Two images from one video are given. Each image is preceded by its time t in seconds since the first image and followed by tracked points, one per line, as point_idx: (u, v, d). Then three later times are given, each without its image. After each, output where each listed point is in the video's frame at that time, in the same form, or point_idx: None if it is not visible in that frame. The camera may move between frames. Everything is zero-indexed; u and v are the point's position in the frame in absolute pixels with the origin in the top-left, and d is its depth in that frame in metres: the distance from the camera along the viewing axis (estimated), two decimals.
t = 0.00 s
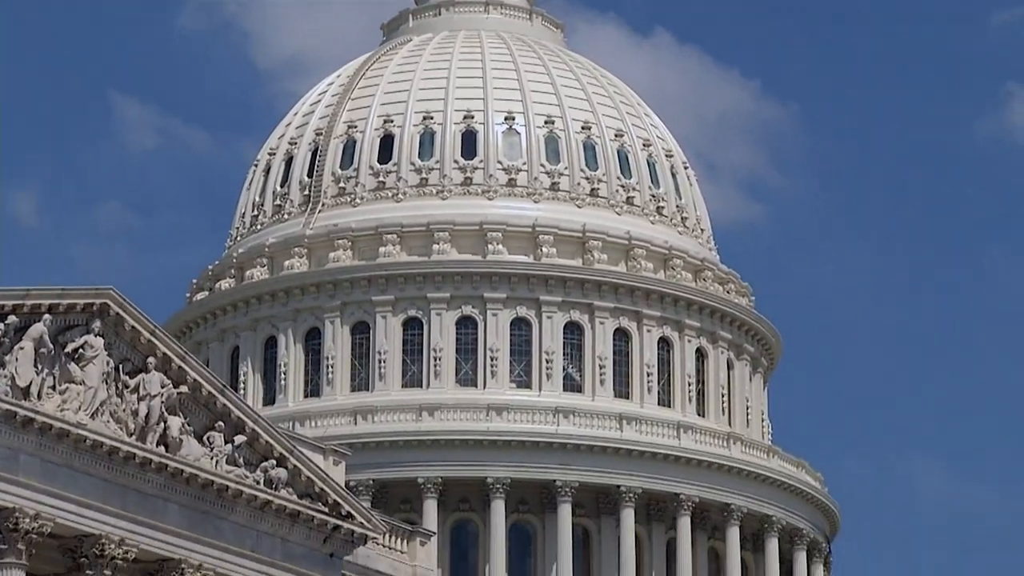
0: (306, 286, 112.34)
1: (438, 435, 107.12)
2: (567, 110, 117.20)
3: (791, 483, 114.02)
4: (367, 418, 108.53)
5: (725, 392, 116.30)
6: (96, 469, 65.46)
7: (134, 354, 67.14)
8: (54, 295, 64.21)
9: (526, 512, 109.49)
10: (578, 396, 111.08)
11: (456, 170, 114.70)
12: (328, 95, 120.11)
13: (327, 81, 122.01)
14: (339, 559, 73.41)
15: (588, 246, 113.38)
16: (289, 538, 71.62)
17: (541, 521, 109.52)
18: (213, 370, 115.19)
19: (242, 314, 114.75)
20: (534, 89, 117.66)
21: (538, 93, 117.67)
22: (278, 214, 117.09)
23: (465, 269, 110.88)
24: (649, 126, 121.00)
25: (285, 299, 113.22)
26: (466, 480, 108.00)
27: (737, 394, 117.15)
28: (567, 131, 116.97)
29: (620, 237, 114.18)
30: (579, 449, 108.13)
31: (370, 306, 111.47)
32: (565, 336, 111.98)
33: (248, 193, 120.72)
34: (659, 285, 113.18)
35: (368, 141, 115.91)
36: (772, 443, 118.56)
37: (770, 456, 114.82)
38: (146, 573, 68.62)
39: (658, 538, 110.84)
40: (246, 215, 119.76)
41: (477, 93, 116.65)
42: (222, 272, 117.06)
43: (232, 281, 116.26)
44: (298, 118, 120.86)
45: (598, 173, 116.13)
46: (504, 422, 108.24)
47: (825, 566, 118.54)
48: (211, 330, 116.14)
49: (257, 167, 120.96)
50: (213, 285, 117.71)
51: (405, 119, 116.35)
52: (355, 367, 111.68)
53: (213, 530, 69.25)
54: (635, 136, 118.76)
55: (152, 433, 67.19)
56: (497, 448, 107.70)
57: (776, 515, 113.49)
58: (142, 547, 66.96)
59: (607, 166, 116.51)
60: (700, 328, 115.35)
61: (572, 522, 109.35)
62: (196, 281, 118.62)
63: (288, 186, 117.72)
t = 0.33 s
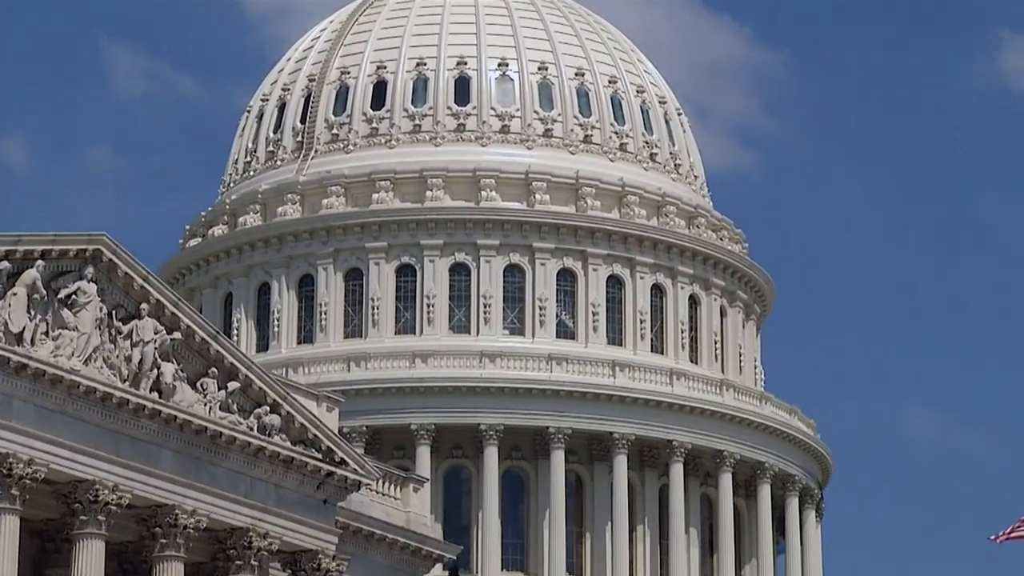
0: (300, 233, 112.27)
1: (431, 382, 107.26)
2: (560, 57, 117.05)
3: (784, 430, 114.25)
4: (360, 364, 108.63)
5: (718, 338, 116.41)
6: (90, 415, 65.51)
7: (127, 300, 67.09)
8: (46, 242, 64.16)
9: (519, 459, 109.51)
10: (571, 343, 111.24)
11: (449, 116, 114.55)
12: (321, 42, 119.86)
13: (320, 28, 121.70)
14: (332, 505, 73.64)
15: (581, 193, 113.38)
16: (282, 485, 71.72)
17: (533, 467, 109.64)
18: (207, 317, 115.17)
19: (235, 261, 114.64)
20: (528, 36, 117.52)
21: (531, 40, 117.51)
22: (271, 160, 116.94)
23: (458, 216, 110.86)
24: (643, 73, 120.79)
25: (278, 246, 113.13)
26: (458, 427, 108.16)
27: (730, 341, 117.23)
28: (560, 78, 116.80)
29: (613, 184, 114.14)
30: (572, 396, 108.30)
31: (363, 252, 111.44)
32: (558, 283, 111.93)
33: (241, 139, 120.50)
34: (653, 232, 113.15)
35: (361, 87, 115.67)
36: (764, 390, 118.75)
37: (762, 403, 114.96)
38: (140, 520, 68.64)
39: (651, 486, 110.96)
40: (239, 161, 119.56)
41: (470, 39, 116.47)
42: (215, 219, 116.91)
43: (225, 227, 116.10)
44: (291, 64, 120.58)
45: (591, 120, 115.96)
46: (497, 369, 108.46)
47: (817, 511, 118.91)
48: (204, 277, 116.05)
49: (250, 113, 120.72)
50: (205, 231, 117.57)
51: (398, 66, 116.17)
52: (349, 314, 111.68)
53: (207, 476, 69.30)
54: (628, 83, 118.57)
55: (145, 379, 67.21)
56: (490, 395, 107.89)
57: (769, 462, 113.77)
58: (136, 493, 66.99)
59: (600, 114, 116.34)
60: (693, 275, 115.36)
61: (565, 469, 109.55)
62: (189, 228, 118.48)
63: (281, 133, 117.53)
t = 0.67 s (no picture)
0: (295, 187, 112.18)
1: (427, 337, 107.43)
2: (556, 12, 117.04)
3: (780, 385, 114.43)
4: (356, 320, 108.74)
5: (713, 293, 116.47)
6: (86, 370, 65.57)
7: (122, 255, 67.06)
8: (41, 196, 64.14)
9: (514, 414, 109.83)
10: (566, 298, 111.25)
11: (445, 71, 114.35)
12: None
13: None
14: (328, 460, 73.72)
15: (577, 148, 113.35)
16: (278, 440, 71.84)
17: (529, 422, 109.82)
18: (202, 271, 115.16)
19: (231, 216, 114.52)
20: None
21: None
22: (266, 115, 116.80)
23: (454, 171, 110.85)
24: (639, 28, 120.58)
25: (274, 201, 113.04)
26: (454, 382, 108.28)
27: (725, 296, 117.30)
28: (556, 33, 116.74)
29: (609, 139, 114.07)
30: (568, 351, 108.46)
31: (359, 208, 111.32)
32: (554, 239, 111.89)
33: (236, 94, 120.30)
34: (649, 186, 113.12)
35: (356, 42, 115.41)
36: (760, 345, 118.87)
37: (758, 358, 115.13)
38: (136, 474, 68.75)
39: (646, 440, 111.28)
40: (234, 115, 119.36)
41: None
42: (211, 173, 116.81)
43: (220, 182, 116.01)
44: (286, 19, 120.35)
45: (587, 74, 115.75)
46: (492, 324, 108.62)
47: (812, 466, 119.18)
48: (199, 232, 115.96)
49: (245, 68, 120.50)
50: (201, 186, 117.51)
51: (393, 21, 116.10)
52: (344, 269, 111.62)
53: (203, 431, 69.40)
54: (624, 37, 118.40)
55: (141, 333, 67.26)
56: (486, 350, 108.01)
57: (764, 416, 113.94)
58: (132, 447, 67.07)
59: (596, 69, 116.11)
60: (689, 230, 115.32)
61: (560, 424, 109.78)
62: (185, 183, 118.40)
63: (276, 87, 117.29)
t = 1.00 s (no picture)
0: (287, 142, 112.01)
1: (419, 293, 107.49)
2: None
3: (771, 341, 114.53)
4: (348, 275, 108.71)
5: (705, 249, 116.49)
6: (77, 325, 65.58)
7: (114, 210, 66.93)
8: (33, 149, 64.18)
9: (506, 369, 109.93)
10: (558, 254, 111.22)
11: (437, 26, 114.28)
12: None
13: None
14: (320, 415, 73.78)
15: (569, 103, 113.20)
16: (271, 395, 71.93)
17: (521, 377, 110.00)
18: (194, 226, 115.08)
19: (223, 171, 114.38)
20: None
21: None
22: (257, 69, 116.56)
23: (447, 126, 110.68)
24: None
25: (265, 155, 112.89)
26: (446, 337, 108.47)
27: (717, 252, 117.36)
28: None
29: (601, 95, 113.90)
30: (560, 306, 108.54)
31: (350, 162, 111.23)
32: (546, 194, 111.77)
33: (227, 48, 120.05)
34: (641, 142, 113.02)
35: None
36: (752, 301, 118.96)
37: (749, 313, 115.23)
38: (129, 429, 68.81)
39: (638, 396, 111.36)
40: (226, 70, 119.07)
41: None
42: (202, 128, 116.58)
43: (212, 137, 115.77)
44: None
45: (580, 30, 115.61)
46: (484, 280, 108.64)
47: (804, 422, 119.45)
48: (191, 187, 115.81)
49: (237, 22, 120.21)
50: (192, 140, 117.33)
51: None
52: (336, 224, 111.55)
53: (195, 386, 69.47)
54: None
55: (133, 289, 67.23)
56: (478, 305, 108.27)
57: (755, 371, 114.13)
58: (124, 402, 67.12)
59: (589, 24, 115.96)
60: (681, 186, 115.27)
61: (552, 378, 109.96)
62: (177, 138, 118.23)
63: (268, 42, 117.03)
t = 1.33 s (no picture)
0: (282, 104, 111.78)
1: (414, 256, 107.37)
2: None
3: (767, 304, 114.53)
4: (343, 238, 108.61)
5: (701, 212, 116.36)
6: (72, 287, 65.54)
7: (108, 172, 66.78)
8: (27, 110, 64.02)
9: (501, 332, 110.08)
10: (552, 217, 111.01)
11: None
12: None
13: None
14: (315, 377, 73.79)
15: (564, 65, 113.05)
16: (266, 357, 71.95)
17: (516, 340, 110.09)
18: (189, 188, 114.87)
19: (217, 132, 114.19)
20: None
21: None
22: (251, 31, 116.37)
23: (442, 88, 110.50)
24: None
25: (260, 117, 112.68)
26: (442, 300, 108.49)
27: (712, 214, 117.29)
28: None
29: (597, 57, 113.74)
30: (554, 268, 108.50)
31: (345, 124, 111.04)
32: (541, 156, 111.62)
33: (221, 10, 119.87)
34: (635, 104, 112.85)
35: None
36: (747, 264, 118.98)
37: (744, 276, 115.24)
38: (124, 391, 68.74)
39: (632, 357, 111.63)
40: (220, 31, 118.84)
41: None
42: (196, 90, 116.32)
43: (206, 99, 115.49)
44: None
45: None
46: (479, 243, 108.53)
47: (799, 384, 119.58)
48: (185, 148, 115.60)
49: None
50: (187, 102, 117.10)
51: None
52: (330, 187, 111.39)
53: (191, 347, 69.45)
54: None
55: (128, 251, 67.13)
56: (473, 268, 108.22)
57: (750, 334, 114.17)
58: (120, 364, 67.06)
59: None
60: (677, 148, 115.10)
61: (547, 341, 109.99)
62: (171, 100, 117.97)
63: (262, 4, 117.00)
